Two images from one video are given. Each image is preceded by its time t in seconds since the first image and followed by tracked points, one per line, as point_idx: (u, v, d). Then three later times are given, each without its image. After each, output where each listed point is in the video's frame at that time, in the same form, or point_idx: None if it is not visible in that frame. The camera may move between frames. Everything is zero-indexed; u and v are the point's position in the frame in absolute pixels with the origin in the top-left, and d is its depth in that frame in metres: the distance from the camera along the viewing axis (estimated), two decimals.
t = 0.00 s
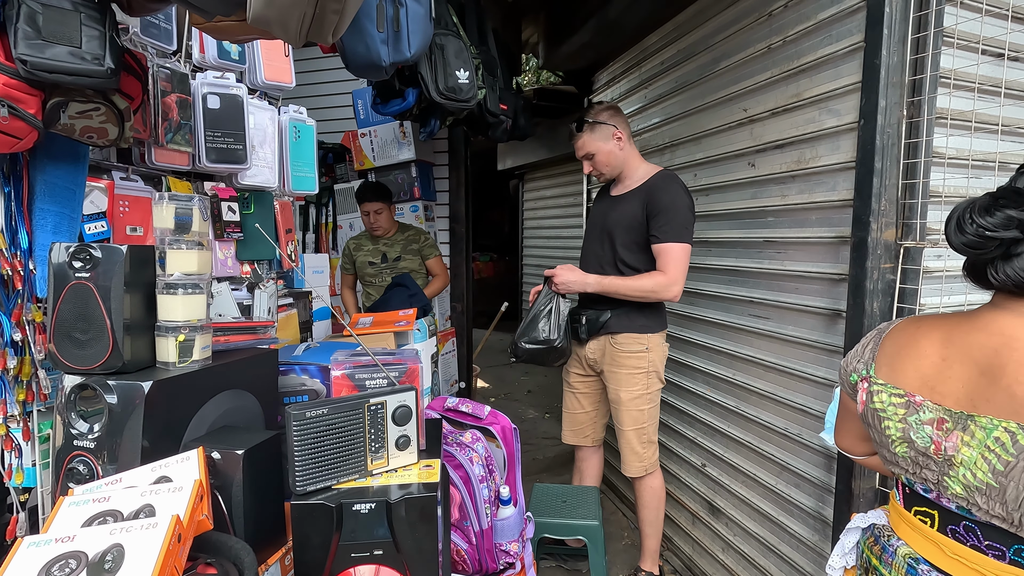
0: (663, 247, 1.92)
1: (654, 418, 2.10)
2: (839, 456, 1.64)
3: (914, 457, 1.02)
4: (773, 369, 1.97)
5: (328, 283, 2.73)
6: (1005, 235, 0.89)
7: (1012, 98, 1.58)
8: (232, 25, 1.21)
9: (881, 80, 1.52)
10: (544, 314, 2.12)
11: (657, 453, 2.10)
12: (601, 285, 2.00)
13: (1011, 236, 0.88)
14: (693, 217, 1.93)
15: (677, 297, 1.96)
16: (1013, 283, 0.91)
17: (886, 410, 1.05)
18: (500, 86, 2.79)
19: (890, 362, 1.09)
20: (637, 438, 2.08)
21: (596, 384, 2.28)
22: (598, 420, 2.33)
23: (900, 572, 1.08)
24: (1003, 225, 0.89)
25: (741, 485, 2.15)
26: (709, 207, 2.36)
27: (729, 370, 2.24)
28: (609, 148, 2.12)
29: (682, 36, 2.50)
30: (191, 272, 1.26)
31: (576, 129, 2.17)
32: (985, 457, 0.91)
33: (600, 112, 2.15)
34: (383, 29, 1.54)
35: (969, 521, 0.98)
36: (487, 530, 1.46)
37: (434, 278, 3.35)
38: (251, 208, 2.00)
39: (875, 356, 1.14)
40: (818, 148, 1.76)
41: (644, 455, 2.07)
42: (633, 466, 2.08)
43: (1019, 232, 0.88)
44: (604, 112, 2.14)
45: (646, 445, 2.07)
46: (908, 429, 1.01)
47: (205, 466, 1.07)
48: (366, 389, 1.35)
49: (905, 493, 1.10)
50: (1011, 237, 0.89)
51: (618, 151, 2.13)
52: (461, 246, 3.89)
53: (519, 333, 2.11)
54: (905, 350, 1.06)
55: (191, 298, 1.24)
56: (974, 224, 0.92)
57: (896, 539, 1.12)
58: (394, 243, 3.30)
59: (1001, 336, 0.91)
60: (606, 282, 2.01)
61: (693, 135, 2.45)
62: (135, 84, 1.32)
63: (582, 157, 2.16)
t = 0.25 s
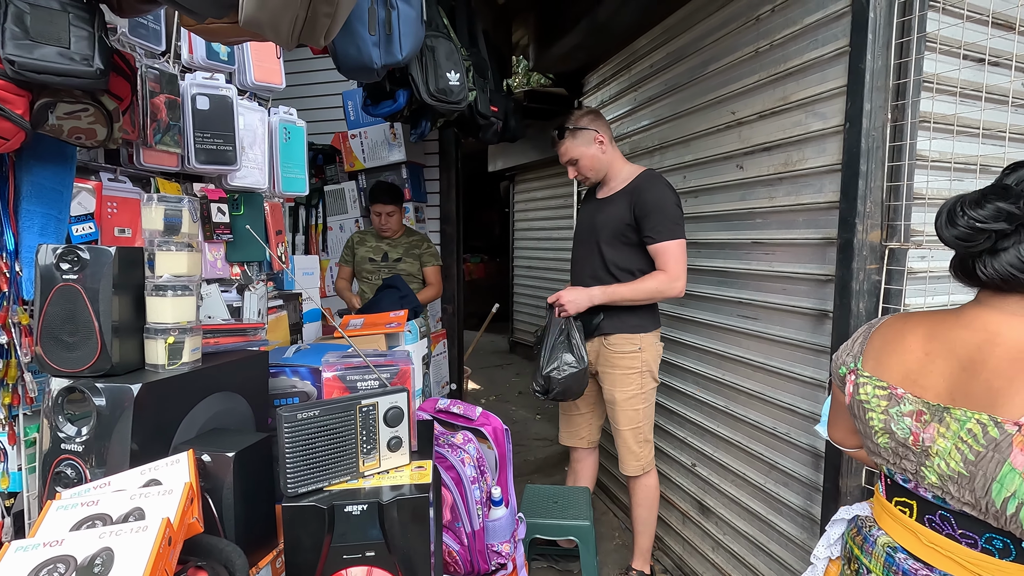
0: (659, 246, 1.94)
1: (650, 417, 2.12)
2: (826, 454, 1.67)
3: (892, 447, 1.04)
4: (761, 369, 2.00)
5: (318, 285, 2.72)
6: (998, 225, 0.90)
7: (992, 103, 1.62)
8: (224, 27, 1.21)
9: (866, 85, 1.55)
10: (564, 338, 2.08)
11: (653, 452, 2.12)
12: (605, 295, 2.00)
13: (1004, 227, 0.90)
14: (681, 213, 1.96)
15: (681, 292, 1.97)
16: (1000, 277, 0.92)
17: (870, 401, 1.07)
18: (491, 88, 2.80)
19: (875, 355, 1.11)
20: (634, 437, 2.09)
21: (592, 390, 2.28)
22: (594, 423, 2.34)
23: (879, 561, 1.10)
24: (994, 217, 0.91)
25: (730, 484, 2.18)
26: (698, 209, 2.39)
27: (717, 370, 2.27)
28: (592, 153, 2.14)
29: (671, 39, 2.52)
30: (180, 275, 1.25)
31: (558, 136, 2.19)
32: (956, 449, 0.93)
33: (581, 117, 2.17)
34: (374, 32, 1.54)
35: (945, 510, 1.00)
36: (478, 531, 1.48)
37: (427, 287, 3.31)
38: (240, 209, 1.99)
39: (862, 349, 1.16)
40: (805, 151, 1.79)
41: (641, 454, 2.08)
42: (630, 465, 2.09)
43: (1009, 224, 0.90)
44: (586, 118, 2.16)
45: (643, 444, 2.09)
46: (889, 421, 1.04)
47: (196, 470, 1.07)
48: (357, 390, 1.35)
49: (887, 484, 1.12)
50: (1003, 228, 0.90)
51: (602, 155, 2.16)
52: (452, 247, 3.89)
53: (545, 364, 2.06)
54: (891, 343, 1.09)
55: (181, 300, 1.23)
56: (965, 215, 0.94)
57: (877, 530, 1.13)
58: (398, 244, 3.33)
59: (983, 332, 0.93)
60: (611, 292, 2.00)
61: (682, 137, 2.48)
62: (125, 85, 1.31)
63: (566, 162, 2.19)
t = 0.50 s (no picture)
0: (651, 244, 1.94)
1: (638, 419, 2.12)
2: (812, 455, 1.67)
3: (866, 448, 1.06)
4: (748, 370, 2.00)
5: (305, 286, 2.70)
6: (974, 209, 0.91)
7: (972, 105, 1.64)
8: (203, 26, 1.19)
9: (849, 87, 1.56)
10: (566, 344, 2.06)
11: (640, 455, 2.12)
12: (601, 292, 2.00)
13: (980, 212, 0.91)
14: (671, 209, 1.96)
15: (673, 289, 1.97)
16: (974, 265, 0.93)
17: (845, 403, 1.09)
18: (479, 88, 2.79)
19: (851, 358, 1.14)
20: (621, 439, 2.09)
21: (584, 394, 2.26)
22: (583, 424, 2.34)
23: (858, 559, 1.11)
24: (971, 201, 0.92)
25: (717, 485, 2.18)
26: (685, 210, 2.40)
27: (705, 370, 2.27)
28: (580, 153, 2.15)
29: (658, 41, 2.53)
30: (159, 277, 1.24)
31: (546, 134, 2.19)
32: (921, 449, 0.94)
33: (570, 117, 2.18)
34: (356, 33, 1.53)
35: (918, 510, 1.01)
36: (464, 534, 1.46)
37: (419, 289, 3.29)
38: (223, 210, 1.96)
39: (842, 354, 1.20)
40: (790, 152, 1.80)
41: (629, 456, 2.09)
42: (617, 467, 2.10)
43: (984, 209, 0.91)
44: (575, 117, 2.16)
45: (630, 446, 2.09)
46: (862, 422, 1.05)
47: (174, 475, 1.05)
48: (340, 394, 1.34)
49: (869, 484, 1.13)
50: (978, 213, 0.92)
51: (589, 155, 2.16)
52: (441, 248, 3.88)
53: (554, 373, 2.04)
54: (865, 347, 1.12)
55: (159, 302, 1.21)
56: (945, 199, 0.95)
57: (859, 529, 1.15)
58: (394, 245, 3.33)
59: (944, 334, 0.96)
60: (607, 289, 2.01)
61: (669, 138, 2.49)
62: (100, 84, 1.29)
63: (554, 161, 2.19)
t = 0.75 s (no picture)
0: (641, 245, 1.95)
1: (627, 420, 2.13)
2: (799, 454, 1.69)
3: (844, 448, 1.09)
4: (736, 370, 2.02)
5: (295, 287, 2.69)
6: (942, 211, 0.94)
7: (955, 108, 1.66)
8: (188, 28, 1.19)
9: (835, 90, 1.58)
10: (542, 341, 2.08)
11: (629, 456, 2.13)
12: (591, 292, 2.01)
13: (947, 214, 0.94)
14: (660, 211, 1.97)
15: (664, 291, 1.97)
16: (941, 267, 0.95)
17: (824, 405, 1.13)
18: (469, 89, 2.79)
19: (832, 362, 1.18)
20: (610, 440, 2.10)
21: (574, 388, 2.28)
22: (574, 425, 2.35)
23: (841, 557, 1.14)
24: (937, 204, 0.95)
25: (707, 484, 2.20)
26: (675, 211, 2.41)
27: (694, 370, 2.29)
28: (568, 152, 2.17)
29: (648, 43, 2.55)
30: (145, 278, 1.24)
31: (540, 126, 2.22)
32: (890, 448, 0.97)
33: (566, 116, 2.18)
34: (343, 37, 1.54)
35: (893, 509, 1.03)
36: (454, 535, 1.46)
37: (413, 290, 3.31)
38: (210, 211, 1.96)
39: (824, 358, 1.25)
40: (777, 154, 1.82)
41: (617, 457, 2.09)
42: (606, 468, 2.10)
43: (950, 211, 0.94)
44: (570, 115, 2.18)
45: (619, 447, 2.10)
46: (840, 423, 1.09)
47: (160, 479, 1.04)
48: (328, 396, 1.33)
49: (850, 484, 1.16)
50: (945, 215, 0.95)
51: (578, 155, 2.18)
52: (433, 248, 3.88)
53: (522, 369, 2.07)
54: (844, 351, 1.15)
55: (145, 304, 1.21)
56: (912, 202, 0.98)
57: (843, 528, 1.17)
58: (388, 247, 3.32)
59: (912, 337, 0.98)
60: (597, 289, 2.02)
61: (659, 140, 2.50)
62: (84, 84, 1.32)
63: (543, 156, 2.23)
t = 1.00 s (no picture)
0: (633, 249, 1.95)
1: (619, 422, 2.13)
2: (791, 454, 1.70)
3: (830, 446, 1.10)
4: (729, 370, 2.03)
5: (288, 288, 2.68)
6: (928, 205, 0.94)
7: (944, 109, 1.67)
8: (180, 27, 1.18)
9: (826, 91, 1.59)
10: (535, 341, 2.08)
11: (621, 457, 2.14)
12: (581, 296, 2.02)
13: (933, 208, 0.94)
14: (654, 216, 1.97)
15: (655, 295, 1.99)
16: (926, 262, 0.96)
17: (811, 403, 1.14)
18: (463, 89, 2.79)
19: (819, 361, 1.19)
20: (602, 441, 2.11)
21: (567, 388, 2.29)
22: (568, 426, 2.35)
23: (826, 552, 1.15)
24: (924, 198, 0.96)
25: (700, 484, 2.21)
26: (668, 211, 2.42)
27: (688, 370, 2.30)
28: (562, 149, 2.19)
29: (642, 44, 2.55)
30: (135, 279, 1.23)
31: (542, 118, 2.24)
32: (876, 446, 0.97)
33: (565, 113, 2.19)
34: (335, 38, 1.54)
35: (876, 505, 1.03)
36: (448, 535, 1.46)
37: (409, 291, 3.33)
38: (202, 212, 1.94)
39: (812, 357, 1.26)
40: (769, 155, 1.83)
41: (609, 458, 2.10)
42: (598, 470, 2.11)
43: (936, 205, 0.95)
44: (569, 113, 2.18)
45: (611, 448, 2.11)
46: (825, 421, 1.10)
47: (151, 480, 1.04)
48: (320, 396, 1.33)
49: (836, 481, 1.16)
50: (931, 209, 0.95)
51: (571, 154, 2.18)
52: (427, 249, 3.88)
53: (517, 370, 2.06)
54: (831, 350, 1.16)
55: (136, 305, 1.20)
56: (900, 195, 0.98)
57: (828, 524, 1.19)
58: (382, 248, 3.32)
59: (898, 337, 0.99)
60: (587, 290, 2.03)
61: (652, 140, 2.51)
62: (74, 84, 1.31)
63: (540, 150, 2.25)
